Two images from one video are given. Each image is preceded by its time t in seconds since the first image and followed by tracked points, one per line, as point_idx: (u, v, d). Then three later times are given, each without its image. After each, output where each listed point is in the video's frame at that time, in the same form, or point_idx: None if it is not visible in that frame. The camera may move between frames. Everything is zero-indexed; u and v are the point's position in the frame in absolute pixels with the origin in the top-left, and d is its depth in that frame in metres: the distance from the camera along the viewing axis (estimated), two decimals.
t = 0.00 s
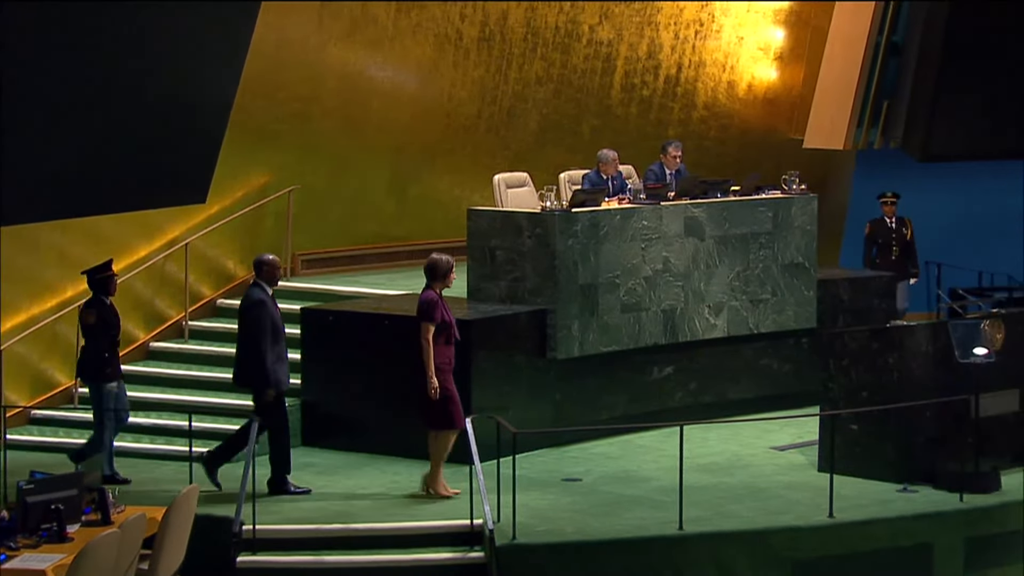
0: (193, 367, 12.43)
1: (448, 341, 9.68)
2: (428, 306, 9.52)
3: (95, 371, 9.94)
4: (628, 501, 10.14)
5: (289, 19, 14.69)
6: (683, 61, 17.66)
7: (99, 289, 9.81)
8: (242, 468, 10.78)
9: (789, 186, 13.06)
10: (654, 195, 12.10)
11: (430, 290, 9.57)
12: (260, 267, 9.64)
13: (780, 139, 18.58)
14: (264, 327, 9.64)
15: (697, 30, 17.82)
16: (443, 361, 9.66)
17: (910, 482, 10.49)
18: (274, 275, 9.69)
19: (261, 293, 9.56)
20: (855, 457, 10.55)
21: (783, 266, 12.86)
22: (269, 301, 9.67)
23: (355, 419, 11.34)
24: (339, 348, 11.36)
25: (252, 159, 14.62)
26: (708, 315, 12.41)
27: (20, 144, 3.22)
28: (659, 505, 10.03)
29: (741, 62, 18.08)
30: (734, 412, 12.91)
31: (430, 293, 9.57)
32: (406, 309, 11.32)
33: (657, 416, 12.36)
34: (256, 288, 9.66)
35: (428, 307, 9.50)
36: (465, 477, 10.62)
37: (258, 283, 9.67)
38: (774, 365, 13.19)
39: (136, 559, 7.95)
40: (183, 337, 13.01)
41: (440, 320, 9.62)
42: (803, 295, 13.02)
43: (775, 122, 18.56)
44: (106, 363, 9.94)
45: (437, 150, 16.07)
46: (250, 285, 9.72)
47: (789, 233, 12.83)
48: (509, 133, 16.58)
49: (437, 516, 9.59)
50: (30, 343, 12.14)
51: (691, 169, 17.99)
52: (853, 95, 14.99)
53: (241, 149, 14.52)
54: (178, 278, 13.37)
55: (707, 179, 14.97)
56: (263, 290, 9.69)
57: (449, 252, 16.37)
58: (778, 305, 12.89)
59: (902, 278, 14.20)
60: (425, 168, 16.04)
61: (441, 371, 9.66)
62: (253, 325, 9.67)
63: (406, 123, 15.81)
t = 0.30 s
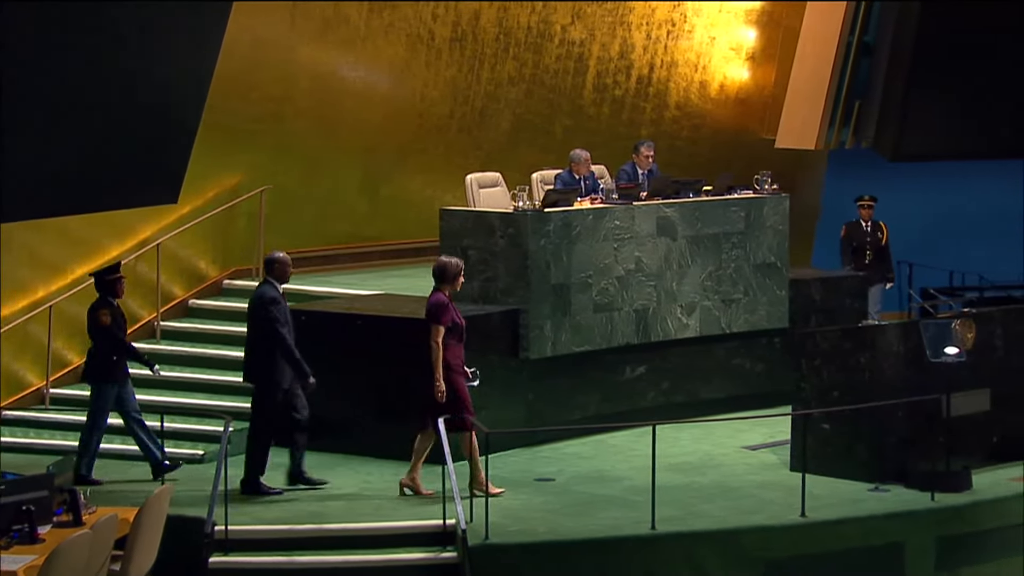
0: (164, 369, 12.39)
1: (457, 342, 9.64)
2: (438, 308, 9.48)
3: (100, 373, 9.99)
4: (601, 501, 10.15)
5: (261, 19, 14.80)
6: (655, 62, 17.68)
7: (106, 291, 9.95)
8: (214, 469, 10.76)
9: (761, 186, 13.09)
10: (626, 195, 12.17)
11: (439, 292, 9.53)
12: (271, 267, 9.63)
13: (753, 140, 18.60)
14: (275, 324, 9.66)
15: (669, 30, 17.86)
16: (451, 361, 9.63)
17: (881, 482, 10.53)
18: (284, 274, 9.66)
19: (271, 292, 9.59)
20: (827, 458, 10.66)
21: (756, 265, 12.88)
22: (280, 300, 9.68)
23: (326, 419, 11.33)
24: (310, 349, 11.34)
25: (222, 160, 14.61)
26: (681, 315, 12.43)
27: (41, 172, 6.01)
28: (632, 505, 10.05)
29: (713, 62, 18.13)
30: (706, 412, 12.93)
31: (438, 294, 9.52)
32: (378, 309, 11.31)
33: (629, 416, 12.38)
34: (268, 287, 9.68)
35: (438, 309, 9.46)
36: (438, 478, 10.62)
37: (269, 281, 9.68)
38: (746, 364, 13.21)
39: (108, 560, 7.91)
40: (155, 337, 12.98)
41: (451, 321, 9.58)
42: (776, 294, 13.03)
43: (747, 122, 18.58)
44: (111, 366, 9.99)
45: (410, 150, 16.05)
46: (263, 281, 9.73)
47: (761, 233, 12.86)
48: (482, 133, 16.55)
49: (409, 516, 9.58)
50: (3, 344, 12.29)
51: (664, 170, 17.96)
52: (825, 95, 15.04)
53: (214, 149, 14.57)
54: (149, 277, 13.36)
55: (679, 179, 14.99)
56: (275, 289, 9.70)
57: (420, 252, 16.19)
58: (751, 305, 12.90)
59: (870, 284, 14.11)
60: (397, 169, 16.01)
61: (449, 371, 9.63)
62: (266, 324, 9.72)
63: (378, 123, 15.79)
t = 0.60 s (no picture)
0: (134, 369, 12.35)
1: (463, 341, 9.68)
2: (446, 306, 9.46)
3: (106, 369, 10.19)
4: (572, 501, 10.15)
5: (231, 20, 14.74)
6: (626, 61, 17.68)
7: (119, 289, 10.07)
8: (184, 469, 10.73)
9: (732, 186, 13.12)
10: (597, 195, 12.20)
11: (444, 291, 9.52)
12: (284, 270, 9.81)
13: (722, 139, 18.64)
14: (285, 324, 9.81)
15: (639, 30, 17.87)
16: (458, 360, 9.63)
17: (851, 481, 10.57)
18: (298, 277, 9.86)
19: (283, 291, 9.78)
20: (797, 456, 10.71)
21: (726, 265, 12.91)
22: (292, 302, 9.85)
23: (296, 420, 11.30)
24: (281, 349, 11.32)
25: (192, 161, 14.61)
26: (651, 315, 12.45)
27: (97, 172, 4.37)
28: (603, 504, 10.06)
29: (684, 62, 18.15)
30: (677, 412, 12.94)
31: (446, 293, 9.51)
32: (349, 309, 11.29)
33: (600, 416, 12.39)
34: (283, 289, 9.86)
35: (450, 307, 9.45)
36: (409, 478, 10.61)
37: (282, 283, 9.86)
38: (717, 364, 13.21)
39: (77, 561, 7.87)
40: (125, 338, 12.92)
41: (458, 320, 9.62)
42: (746, 294, 13.07)
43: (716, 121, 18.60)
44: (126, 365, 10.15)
45: (381, 151, 16.02)
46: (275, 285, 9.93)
47: (731, 233, 12.90)
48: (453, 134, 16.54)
49: (381, 516, 9.56)
50: None
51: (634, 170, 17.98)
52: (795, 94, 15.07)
53: (183, 149, 14.56)
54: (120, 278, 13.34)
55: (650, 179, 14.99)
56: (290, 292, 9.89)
57: (392, 252, 16.27)
58: (721, 305, 12.93)
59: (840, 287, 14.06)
60: (368, 169, 15.98)
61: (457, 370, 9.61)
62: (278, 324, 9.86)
63: (349, 122, 15.77)
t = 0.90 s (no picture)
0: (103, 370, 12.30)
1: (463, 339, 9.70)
2: (454, 308, 9.43)
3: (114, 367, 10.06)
4: (544, 501, 10.15)
5: (201, 20, 14.66)
6: (596, 62, 17.70)
7: (126, 289, 10.03)
8: (154, 470, 10.70)
9: (702, 186, 13.16)
10: (568, 195, 12.20)
11: (444, 292, 9.47)
12: (290, 264, 9.80)
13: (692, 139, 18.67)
14: (286, 315, 9.78)
15: (609, 30, 17.88)
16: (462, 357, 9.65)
17: (821, 480, 10.61)
18: (303, 272, 9.84)
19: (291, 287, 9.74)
20: (767, 455, 10.74)
21: (697, 265, 12.95)
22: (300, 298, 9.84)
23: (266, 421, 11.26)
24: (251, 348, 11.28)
25: (163, 160, 14.55)
26: (622, 315, 12.47)
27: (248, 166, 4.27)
28: (575, 504, 10.07)
29: (654, 62, 18.18)
30: (648, 411, 12.93)
31: (447, 294, 9.47)
32: (319, 309, 11.27)
33: (572, 416, 12.40)
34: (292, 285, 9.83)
35: (459, 308, 9.43)
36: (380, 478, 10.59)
37: (288, 277, 9.83)
38: (688, 364, 13.19)
39: (47, 562, 7.83)
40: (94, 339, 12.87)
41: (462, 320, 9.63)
42: (716, 294, 13.11)
43: (686, 121, 18.62)
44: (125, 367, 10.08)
45: (352, 151, 16.00)
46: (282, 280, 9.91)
47: (702, 233, 12.93)
48: (424, 134, 16.53)
49: (352, 517, 9.54)
50: None
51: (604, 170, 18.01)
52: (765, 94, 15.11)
53: (154, 148, 14.49)
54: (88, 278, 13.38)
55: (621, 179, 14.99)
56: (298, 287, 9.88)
57: (363, 252, 16.23)
58: (692, 305, 12.97)
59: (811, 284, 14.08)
60: (338, 169, 15.95)
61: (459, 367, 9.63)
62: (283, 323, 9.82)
63: (319, 122, 15.73)
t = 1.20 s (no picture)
0: (74, 370, 12.23)
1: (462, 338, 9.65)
2: (455, 306, 9.39)
3: (122, 369, 9.98)
4: (515, 500, 10.15)
5: (170, 20, 14.62)
6: (567, 62, 17.71)
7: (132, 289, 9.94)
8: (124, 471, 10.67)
9: (673, 186, 13.19)
10: (539, 195, 12.18)
11: (441, 290, 9.43)
12: (299, 267, 9.78)
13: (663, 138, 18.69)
14: (297, 319, 9.77)
15: (580, 30, 17.90)
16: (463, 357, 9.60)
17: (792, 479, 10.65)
18: (314, 275, 9.82)
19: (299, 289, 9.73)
20: (738, 455, 10.70)
21: (668, 265, 12.98)
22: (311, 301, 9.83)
23: (238, 422, 11.23)
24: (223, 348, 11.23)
25: (133, 159, 14.50)
26: (594, 315, 12.48)
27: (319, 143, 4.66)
28: (547, 504, 10.07)
29: (625, 62, 18.20)
30: (620, 411, 12.94)
31: (443, 295, 9.43)
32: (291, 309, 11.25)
33: (543, 415, 12.40)
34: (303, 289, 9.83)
35: (458, 307, 9.39)
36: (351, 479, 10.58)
37: (298, 281, 9.82)
38: (659, 364, 13.20)
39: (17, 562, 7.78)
40: (65, 339, 12.79)
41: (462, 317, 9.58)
42: (687, 294, 13.15)
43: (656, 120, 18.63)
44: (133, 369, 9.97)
45: (323, 150, 15.98)
46: (292, 285, 9.90)
47: (673, 232, 12.96)
48: (395, 134, 16.50)
49: (324, 517, 9.52)
50: None
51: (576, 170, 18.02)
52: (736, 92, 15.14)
53: (125, 148, 14.45)
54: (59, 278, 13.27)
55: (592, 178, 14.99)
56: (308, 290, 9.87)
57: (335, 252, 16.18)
58: (663, 304, 13.00)
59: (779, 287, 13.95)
60: (309, 169, 15.93)
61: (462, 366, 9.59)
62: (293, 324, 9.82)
63: (290, 122, 15.71)
